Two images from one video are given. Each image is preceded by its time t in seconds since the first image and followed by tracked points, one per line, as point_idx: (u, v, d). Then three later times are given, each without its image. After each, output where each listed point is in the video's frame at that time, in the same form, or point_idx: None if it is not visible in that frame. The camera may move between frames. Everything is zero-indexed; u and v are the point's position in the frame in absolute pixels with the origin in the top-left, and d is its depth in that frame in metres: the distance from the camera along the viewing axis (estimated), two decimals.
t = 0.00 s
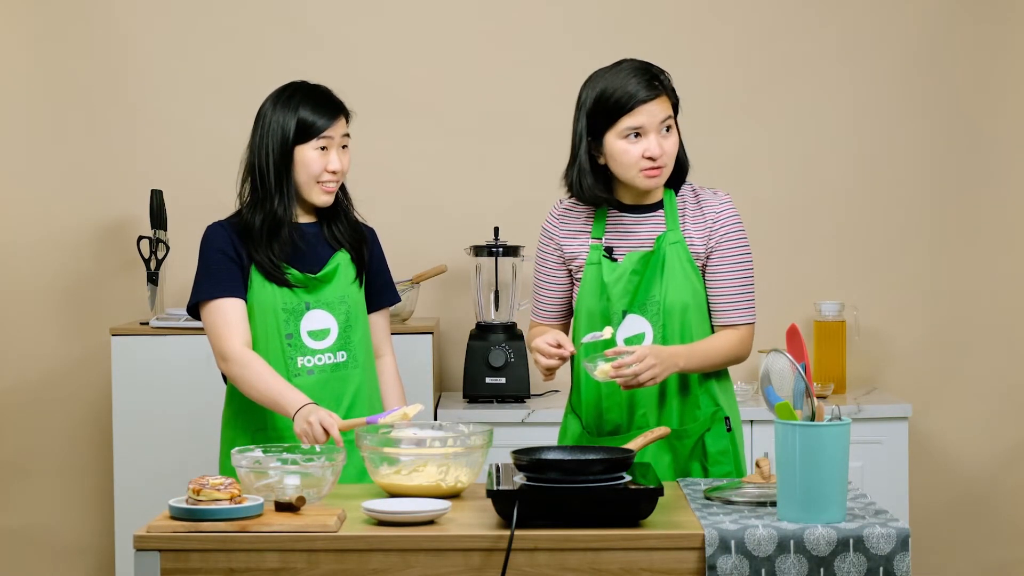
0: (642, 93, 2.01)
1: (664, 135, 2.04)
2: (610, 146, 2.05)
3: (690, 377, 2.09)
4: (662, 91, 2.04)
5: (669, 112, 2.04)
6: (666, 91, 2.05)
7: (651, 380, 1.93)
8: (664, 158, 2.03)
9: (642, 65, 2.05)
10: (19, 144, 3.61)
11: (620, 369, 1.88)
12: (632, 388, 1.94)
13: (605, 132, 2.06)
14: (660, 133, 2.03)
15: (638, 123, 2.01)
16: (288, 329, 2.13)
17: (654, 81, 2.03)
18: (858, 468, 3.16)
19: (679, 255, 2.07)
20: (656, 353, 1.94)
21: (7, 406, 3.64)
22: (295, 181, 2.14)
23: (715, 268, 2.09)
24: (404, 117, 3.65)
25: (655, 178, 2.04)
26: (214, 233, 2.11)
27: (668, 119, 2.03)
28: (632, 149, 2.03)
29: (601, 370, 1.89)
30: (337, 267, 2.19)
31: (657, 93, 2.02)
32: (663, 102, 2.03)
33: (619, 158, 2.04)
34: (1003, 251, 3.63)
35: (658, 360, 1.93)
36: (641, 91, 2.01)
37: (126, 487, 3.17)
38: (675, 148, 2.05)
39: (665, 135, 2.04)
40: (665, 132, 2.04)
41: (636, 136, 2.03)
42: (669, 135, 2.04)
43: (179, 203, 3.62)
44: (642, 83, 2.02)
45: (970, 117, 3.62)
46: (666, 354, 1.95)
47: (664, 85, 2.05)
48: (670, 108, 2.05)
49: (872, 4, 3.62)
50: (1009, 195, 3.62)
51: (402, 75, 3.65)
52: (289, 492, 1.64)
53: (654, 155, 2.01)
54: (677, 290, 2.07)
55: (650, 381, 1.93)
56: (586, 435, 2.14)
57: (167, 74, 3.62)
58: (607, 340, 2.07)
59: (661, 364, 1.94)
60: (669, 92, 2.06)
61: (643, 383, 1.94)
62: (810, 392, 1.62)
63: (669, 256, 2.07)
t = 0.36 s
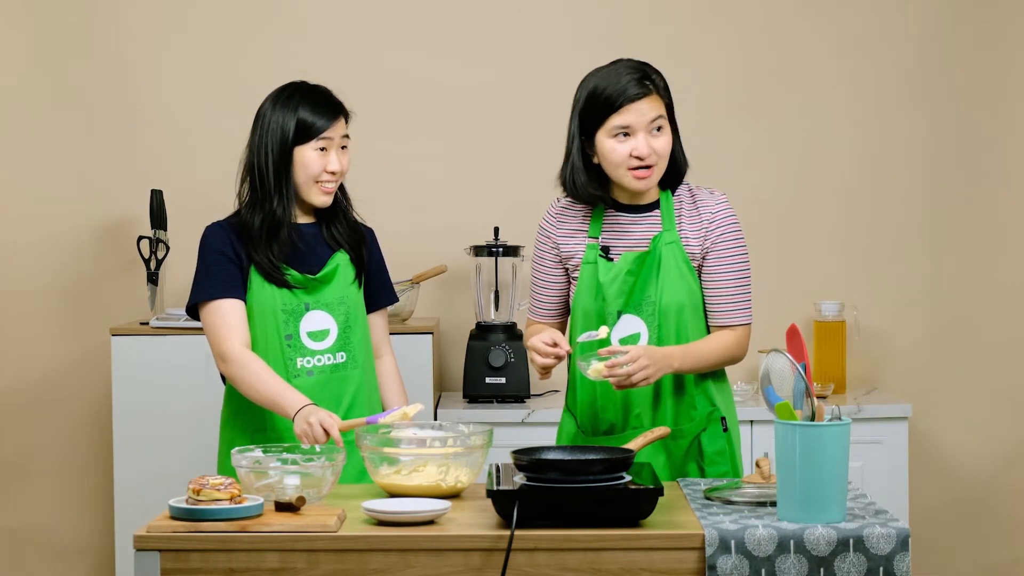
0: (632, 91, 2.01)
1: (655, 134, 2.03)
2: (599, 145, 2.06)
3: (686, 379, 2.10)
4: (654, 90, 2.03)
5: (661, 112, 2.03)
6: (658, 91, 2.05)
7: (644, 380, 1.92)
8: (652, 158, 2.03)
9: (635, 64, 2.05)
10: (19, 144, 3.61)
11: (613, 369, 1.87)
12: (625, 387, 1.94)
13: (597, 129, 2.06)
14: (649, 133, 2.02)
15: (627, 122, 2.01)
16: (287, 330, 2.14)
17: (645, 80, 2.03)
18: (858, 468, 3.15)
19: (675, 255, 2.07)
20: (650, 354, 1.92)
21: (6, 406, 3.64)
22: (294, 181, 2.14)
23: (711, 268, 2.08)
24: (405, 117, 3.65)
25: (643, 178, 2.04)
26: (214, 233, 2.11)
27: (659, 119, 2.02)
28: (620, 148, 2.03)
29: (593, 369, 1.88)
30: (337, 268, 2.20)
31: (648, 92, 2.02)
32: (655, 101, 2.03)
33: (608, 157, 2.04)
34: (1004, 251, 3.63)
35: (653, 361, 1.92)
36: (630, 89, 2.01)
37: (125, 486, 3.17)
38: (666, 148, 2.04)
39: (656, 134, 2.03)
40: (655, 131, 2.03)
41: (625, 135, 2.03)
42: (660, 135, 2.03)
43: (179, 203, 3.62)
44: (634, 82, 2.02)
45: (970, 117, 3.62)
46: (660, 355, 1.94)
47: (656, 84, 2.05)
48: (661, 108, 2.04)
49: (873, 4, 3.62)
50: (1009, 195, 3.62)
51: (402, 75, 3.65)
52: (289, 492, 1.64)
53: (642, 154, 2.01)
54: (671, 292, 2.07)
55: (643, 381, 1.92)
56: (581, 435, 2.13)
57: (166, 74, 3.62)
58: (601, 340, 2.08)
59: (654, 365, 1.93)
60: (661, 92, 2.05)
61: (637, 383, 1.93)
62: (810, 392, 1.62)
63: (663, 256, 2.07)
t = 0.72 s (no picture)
0: (571, 97, 2.09)
1: (590, 135, 2.06)
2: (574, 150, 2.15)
3: (688, 381, 2.09)
4: (595, 92, 2.06)
5: (597, 113, 2.05)
6: (603, 92, 2.06)
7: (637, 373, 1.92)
8: (587, 159, 2.06)
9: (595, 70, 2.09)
10: (19, 144, 3.61)
11: (603, 359, 1.87)
12: (615, 378, 1.94)
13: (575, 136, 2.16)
14: (586, 135, 2.07)
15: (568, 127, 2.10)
16: (287, 330, 2.13)
17: (587, 84, 2.08)
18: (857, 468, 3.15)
19: (675, 256, 2.07)
20: (641, 346, 1.92)
21: (6, 406, 3.64)
22: (295, 180, 2.14)
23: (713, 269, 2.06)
24: (404, 117, 3.65)
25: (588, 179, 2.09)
26: (213, 233, 2.11)
27: (589, 119, 2.05)
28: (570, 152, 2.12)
29: (584, 359, 1.87)
30: (337, 268, 2.20)
31: (584, 95, 2.07)
32: (589, 103, 2.06)
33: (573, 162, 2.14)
34: (1004, 251, 3.63)
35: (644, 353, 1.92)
36: (570, 94, 2.09)
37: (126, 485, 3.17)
38: (601, 149, 2.04)
39: (591, 135, 2.06)
40: (590, 132, 2.06)
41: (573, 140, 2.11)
42: (594, 136, 2.05)
43: (179, 203, 3.62)
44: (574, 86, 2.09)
45: (969, 117, 3.62)
46: (653, 347, 1.93)
47: (600, 87, 2.06)
48: (599, 108, 2.05)
49: (874, 4, 3.62)
50: (1009, 194, 3.62)
51: (401, 75, 3.65)
52: (289, 492, 1.64)
53: (572, 155, 2.07)
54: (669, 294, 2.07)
55: (634, 373, 1.92)
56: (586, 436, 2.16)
57: (166, 74, 3.62)
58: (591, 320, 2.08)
59: (647, 357, 1.92)
60: (608, 93, 2.05)
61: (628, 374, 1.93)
62: (810, 393, 1.62)
63: (663, 258, 2.08)
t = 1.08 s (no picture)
0: (558, 111, 2.08)
1: (588, 144, 2.05)
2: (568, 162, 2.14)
3: (684, 379, 2.09)
4: (580, 101, 2.06)
5: (588, 121, 2.05)
6: (587, 100, 2.06)
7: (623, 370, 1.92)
8: (592, 167, 2.06)
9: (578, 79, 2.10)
10: (19, 143, 3.61)
11: (587, 356, 1.85)
12: (601, 374, 1.93)
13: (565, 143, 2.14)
14: (583, 144, 2.06)
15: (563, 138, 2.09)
16: (286, 331, 2.13)
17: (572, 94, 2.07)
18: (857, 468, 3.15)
19: (671, 254, 2.07)
20: (627, 344, 1.91)
21: (6, 406, 3.64)
22: (299, 181, 2.14)
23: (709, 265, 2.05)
24: (404, 117, 3.65)
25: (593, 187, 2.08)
26: (214, 232, 2.10)
27: (583, 128, 2.05)
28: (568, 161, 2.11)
29: (568, 357, 1.84)
30: (337, 269, 2.20)
31: (572, 108, 2.06)
32: (578, 112, 2.05)
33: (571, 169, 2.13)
34: (1004, 251, 3.63)
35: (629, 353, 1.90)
36: (558, 107, 2.08)
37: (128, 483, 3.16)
38: (603, 155, 2.04)
39: (590, 144, 2.05)
40: (588, 142, 2.05)
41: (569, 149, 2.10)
42: (593, 144, 2.05)
43: (179, 203, 3.63)
44: (558, 100, 2.08)
45: (969, 117, 3.62)
46: (640, 345, 1.92)
47: (584, 95, 2.07)
48: (590, 116, 2.05)
49: (874, 4, 3.62)
50: (1010, 195, 3.62)
51: (401, 76, 3.65)
52: (289, 492, 1.64)
53: (574, 168, 2.07)
54: (665, 291, 2.07)
55: (619, 369, 1.90)
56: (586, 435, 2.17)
57: (165, 75, 3.62)
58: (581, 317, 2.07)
59: (632, 355, 1.91)
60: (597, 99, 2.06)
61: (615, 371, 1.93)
62: (810, 392, 1.62)
63: (657, 255, 2.08)
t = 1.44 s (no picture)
0: (568, 136, 1.96)
1: (599, 171, 1.97)
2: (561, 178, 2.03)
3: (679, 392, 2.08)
4: (594, 127, 1.96)
5: (604, 150, 1.96)
6: (603, 126, 1.96)
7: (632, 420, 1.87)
8: (599, 196, 1.97)
9: (583, 97, 1.98)
10: (18, 144, 3.61)
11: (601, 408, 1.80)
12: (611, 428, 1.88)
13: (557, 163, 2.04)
14: (592, 171, 1.97)
15: (567, 163, 1.98)
16: (300, 343, 2.14)
17: (583, 118, 1.96)
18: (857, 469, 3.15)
19: (665, 271, 2.07)
20: (636, 391, 1.87)
21: (5, 406, 3.64)
22: (320, 189, 2.11)
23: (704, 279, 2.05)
24: (404, 117, 3.65)
25: (596, 214, 2.00)
26: (233, 237, 2.10)
27: (598, 156, 1.96)
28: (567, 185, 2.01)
29: (580, 409, 1.79)
30: (357, 282, 2.19)
31: (584, 134, 1.95)
32: (593, 140, 1.95)
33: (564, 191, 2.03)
34: (1005, 252, 3.63)
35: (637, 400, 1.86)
36: (570, 131, 1.96)
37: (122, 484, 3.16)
38: (614, 184, 1.97)
39: (601, 171, 1.97)
40: (600, 169, 1.97)
41: (571, 173, 2.00)
42: (605, 172, 1.97)
43: (179, 203, 3.62)
44: (572, 121, 1.96)
45: (970, 117, 3.62)
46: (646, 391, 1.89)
47: (598, 120, 1.96)
48: (605, 144, 1.96)
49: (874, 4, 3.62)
50: (1011, 196, 3.62)
51: (401, 74, 3.65)
52: (289, 492, 1.65)
53: (582, 195, 1.97)
54: (663, 308, 2.08)
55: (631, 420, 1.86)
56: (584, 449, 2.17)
57: (166, 74, 3.62)
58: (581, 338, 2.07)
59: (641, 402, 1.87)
60: (609, 125, 1.97)
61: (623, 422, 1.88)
62: (810, 393, 1.62)
63: (654, 273, 2.07)
